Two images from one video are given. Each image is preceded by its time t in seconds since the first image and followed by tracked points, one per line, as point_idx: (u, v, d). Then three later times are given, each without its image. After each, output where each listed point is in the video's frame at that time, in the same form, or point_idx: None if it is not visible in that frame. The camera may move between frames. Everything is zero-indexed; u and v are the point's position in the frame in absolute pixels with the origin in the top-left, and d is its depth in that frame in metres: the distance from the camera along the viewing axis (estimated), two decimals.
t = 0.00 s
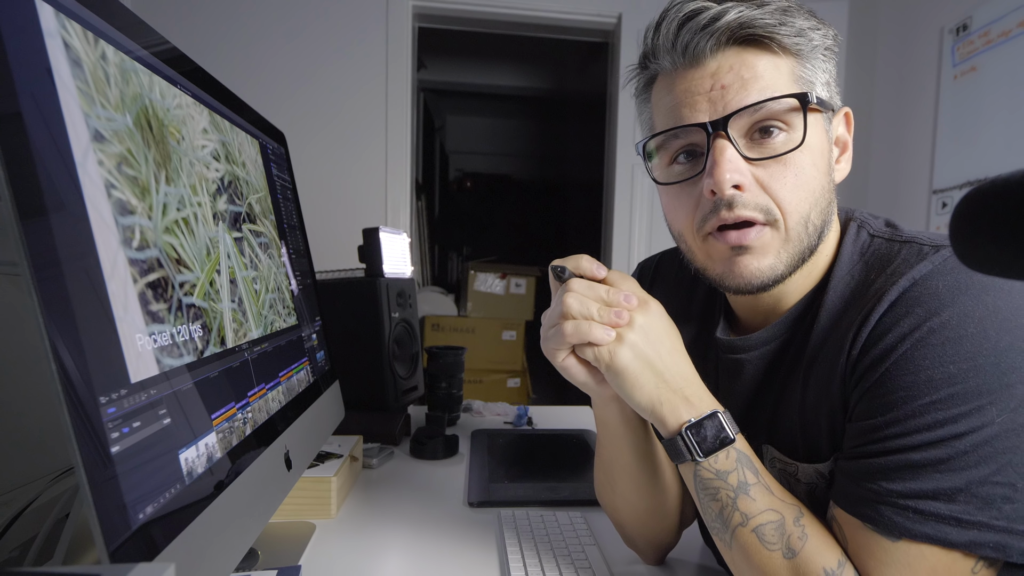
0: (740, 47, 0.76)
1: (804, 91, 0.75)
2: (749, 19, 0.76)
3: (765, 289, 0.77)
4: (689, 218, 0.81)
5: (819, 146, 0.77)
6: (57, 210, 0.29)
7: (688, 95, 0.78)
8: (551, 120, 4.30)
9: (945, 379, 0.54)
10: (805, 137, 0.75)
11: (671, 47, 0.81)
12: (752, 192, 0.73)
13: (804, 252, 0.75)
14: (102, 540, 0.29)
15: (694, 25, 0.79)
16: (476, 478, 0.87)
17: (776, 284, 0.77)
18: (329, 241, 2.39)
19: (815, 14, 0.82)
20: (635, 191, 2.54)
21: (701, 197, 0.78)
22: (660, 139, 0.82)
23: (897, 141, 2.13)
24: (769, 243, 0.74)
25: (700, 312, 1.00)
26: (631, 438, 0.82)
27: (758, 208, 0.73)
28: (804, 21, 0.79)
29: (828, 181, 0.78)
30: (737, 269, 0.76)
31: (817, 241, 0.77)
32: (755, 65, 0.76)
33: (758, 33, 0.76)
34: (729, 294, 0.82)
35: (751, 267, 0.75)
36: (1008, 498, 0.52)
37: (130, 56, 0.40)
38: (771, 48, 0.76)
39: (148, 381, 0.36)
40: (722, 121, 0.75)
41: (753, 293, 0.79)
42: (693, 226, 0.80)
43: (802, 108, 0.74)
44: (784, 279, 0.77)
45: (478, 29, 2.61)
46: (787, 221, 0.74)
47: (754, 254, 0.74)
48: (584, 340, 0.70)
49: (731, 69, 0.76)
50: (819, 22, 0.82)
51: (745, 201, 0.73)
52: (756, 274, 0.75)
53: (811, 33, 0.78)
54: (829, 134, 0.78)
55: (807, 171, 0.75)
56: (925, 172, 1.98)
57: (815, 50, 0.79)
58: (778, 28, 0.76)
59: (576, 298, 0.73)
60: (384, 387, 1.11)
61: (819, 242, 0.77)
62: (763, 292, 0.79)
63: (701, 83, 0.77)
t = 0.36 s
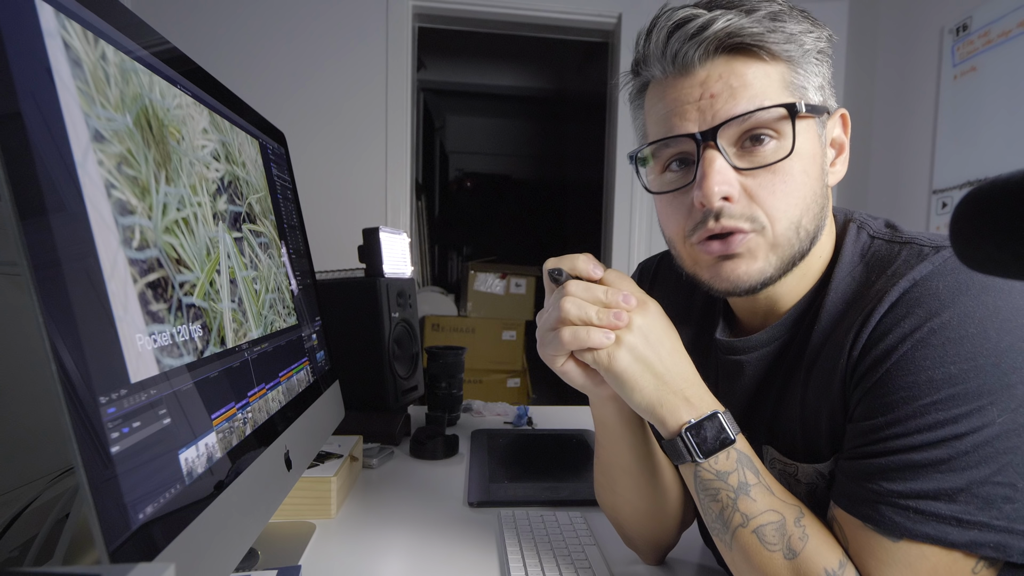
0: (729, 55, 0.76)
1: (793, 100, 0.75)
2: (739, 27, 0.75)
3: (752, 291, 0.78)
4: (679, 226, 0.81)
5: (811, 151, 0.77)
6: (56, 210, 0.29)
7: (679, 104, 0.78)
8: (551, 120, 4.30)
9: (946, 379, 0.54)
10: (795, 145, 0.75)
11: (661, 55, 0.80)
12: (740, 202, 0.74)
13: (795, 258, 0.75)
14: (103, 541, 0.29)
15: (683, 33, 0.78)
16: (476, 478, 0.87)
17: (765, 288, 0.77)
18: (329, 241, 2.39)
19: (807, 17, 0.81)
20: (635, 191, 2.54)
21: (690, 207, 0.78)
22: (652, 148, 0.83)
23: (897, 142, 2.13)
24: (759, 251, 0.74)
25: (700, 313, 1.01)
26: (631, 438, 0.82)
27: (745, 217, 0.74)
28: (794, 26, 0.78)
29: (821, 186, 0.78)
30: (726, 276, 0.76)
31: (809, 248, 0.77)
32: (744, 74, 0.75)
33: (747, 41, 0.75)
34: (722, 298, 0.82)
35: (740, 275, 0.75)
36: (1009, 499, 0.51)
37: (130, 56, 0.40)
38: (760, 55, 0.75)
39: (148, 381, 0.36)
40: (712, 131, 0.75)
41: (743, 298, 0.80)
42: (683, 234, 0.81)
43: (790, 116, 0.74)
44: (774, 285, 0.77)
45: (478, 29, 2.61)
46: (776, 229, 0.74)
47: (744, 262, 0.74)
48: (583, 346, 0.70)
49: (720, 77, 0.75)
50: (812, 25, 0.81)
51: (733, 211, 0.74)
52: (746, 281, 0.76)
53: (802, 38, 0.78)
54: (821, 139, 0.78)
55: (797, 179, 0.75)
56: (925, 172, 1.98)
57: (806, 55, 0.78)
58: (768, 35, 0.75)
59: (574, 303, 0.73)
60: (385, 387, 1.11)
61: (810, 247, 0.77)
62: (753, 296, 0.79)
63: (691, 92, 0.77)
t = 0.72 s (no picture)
0: (680, 73, 0.74)
1: (739, 121, 0.72)
2: (691, 43, 0.72)
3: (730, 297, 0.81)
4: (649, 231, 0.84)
5: (773, 167, 0.73)
6: (57, 209, 0.29)
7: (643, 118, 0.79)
8: (551, 119, 4.30)
9: (955, 383, 0.54)
10: (747, 163, 0.72)
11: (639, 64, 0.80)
12: (682, 217, 0.76)
13: (739, 274, 0.77)
14: (103, 541, 0.29)
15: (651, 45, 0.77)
16: (476, 478, 0.87)
17: (720, 296, 0.80)
18: (329, 241, 2.39)
19: (790, 20, 0.75)
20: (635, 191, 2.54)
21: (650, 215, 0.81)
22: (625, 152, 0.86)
23: (898, 142, 2.13)
24: (702, 265, 0.77)
25: (702, 314, 1.01)
26: (635, 440, 0.82)
27: (687, 232, 0.76)
28: (767, 34, 0.74)
29: (785, 202, 0.75)
30: (677, 283, 0.81)
31: (761, 265, 0.76)
32: (695, 93, 0.73)
33: (698, 59, 0.72)
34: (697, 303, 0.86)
35: (688, 284, 0.79)
36: (1015, 503, 0.52)
37: (130, 55, 0.40)
38: (712, 73, 0.73)
39: (148, 381, 0.36)
40: (656, 148, 0.76)
41: (710, 301, 0.83)
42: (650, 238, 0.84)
43: (731, 137, 0.72)
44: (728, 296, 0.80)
45: (478, 28, 2.61)
46: (720, 246, 0.75)
47: (690, 273, 0.78)
48: (587, 344, 0.70)
49: (674, 96, 0.75)
50: (795, 30, 0.76)
51: (675, 224, 0.76)
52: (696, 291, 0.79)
53: (771, 49, 0.73)
54: (791, 152, 0.74)
55: (746, 198, 0.73)
56: (925, 171, 1.98)
57: (774, 67, 0.73)
58: (721, 51, 0.71)
59: (577, 302, 0.72)
60: (385, 387, 1.11)
61: (762, 266, 0.76)
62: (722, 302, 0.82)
63: (650, 108, 0.77)
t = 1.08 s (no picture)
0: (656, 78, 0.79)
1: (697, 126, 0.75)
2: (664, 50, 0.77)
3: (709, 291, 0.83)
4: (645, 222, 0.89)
5: (739, 172, 0.75)
6: (56, 210, 0.29)
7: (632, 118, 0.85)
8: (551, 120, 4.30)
9: (960, 384, 0.54)
10: (711, 166, 0.75)
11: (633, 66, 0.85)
12: (655, 212, 0.80)
13: (707, 272, 0.79)
14: (102, 541, 0.29)
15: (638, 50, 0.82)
16: (476, 478, 0.87)
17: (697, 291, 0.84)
18: (329, 241, 2.39)
19: (770, 31, 0.77)
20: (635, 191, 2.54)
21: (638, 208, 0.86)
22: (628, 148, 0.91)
23: (897, 142, 2.13)
24: (675, 260, 0.81)
25: (708, 312, 1.01)
26: (640, 438, 0.81)
27: (661, 226, 0.81)
28: (743, 44, 0.76)
29: (754, 205, 0.77)
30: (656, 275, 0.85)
31: (730, 264, 0.78)
32: (665, 98, 0.78)
33: (672, 65, 0.76)
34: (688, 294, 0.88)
35: (663, 277, 0.84)
36: (1018, 504, 0.52)
37: (130, 55, 0.40)
38: (680, 79, 0.77)
39: (148, 381, 0.36)
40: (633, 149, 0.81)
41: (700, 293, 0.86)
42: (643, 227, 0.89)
43: (689, 142, 0.75)
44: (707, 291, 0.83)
45: (478, 28, 2.61)
46: (686, 243, 0.79)
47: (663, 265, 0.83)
48: (596, 338, 0.70)
49: (652, 99, 0.79)
50: (776, 40, 0.77)
51: (650, 219, 0.81)
52: (669, 284, 0.84)
53: (744, 58, 0.75)
54: (760, 158, 0.76)
55: (708, 200, 0.76)
56: (925, 171, 1.98)
57: (745, 72, 0.75)
58: (689, 57, 0.75)
59: (586, 297, 0.72)
60: (384, 387, 1.11)
61: (731, 264, 0.78)
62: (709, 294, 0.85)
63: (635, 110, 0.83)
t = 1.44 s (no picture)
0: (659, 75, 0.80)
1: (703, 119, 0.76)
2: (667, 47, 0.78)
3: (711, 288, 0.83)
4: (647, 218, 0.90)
5: (741, 165, 0.75)
6: (57, 210, 0.29)
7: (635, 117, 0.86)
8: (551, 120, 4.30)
9: (958, 383, 0.54)
10: (713, 160, 0.75)
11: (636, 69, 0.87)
12: (656, 207, 0.80)
13: (709, 265, 0.79)
14: (103, 540, 0.29)
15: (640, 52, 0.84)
16: (476, 478, 0.87)
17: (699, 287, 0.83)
18: (329, 241, 2.39)
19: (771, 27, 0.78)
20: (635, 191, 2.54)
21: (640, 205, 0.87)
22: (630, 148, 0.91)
23: (898, 142, 2.13)
24: (677, 254, 0.81)
25: (708, 310, 1.01)
26: (639, 437, 0.82)
27: (663, 221, 0.80)
28: (745, 40, 0.77)
29: (756, 198, 0.76)
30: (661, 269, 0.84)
31: (732, 257, 0.78)
32: (673, 92, 0.78)
33: (674, 62, 0.77)
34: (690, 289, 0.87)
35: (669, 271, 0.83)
36: (1017, 504, 0.51)
37: (130, 56, 0.40)
38: (684, 75, 0.77)
39: (148, 381, 0.36)
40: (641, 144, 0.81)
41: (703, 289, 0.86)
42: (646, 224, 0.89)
43: (692, 135, 0.75)
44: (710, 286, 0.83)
45: (478, 28, 2.61)
46: (689, 237, 0.78)
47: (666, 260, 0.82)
48: (596, 336, 0.70)
49: (655, 96, 0.80)
50: (776, 35, 0.78)
51: (652, 214, 0.81)
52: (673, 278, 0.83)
53: (744, 53, 0.76)
54: (762, 151, 0.76)
55: (714, 193, 0.76)
56: (925, 171, 1.98)
57: (747, 67, 0.76)
58: (694, 52, 0.76)
59: (586, 296, 0.72)
60: (384, 387, 1.11)
61: (733, 257, 0.78)
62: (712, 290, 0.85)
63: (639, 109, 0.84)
